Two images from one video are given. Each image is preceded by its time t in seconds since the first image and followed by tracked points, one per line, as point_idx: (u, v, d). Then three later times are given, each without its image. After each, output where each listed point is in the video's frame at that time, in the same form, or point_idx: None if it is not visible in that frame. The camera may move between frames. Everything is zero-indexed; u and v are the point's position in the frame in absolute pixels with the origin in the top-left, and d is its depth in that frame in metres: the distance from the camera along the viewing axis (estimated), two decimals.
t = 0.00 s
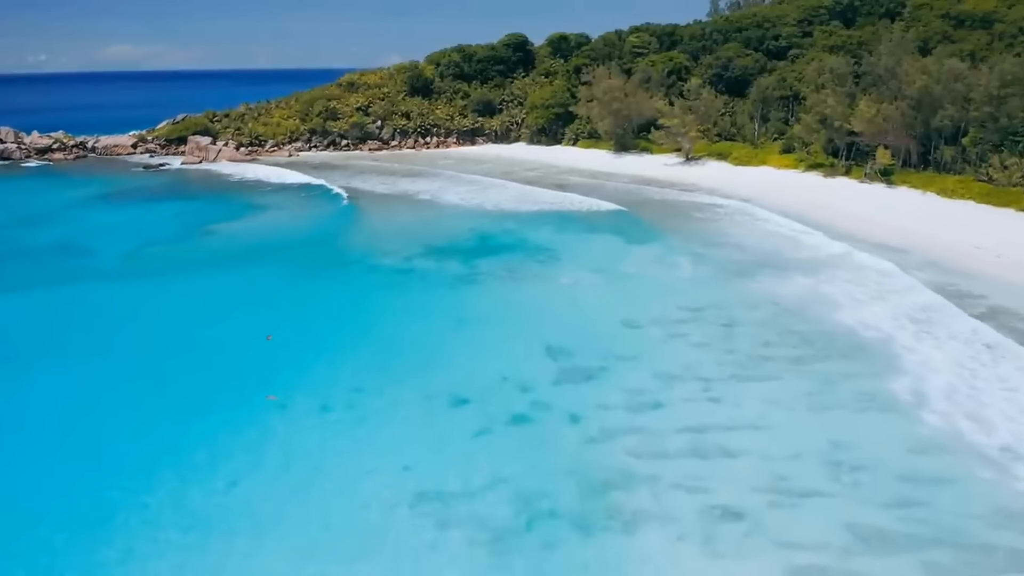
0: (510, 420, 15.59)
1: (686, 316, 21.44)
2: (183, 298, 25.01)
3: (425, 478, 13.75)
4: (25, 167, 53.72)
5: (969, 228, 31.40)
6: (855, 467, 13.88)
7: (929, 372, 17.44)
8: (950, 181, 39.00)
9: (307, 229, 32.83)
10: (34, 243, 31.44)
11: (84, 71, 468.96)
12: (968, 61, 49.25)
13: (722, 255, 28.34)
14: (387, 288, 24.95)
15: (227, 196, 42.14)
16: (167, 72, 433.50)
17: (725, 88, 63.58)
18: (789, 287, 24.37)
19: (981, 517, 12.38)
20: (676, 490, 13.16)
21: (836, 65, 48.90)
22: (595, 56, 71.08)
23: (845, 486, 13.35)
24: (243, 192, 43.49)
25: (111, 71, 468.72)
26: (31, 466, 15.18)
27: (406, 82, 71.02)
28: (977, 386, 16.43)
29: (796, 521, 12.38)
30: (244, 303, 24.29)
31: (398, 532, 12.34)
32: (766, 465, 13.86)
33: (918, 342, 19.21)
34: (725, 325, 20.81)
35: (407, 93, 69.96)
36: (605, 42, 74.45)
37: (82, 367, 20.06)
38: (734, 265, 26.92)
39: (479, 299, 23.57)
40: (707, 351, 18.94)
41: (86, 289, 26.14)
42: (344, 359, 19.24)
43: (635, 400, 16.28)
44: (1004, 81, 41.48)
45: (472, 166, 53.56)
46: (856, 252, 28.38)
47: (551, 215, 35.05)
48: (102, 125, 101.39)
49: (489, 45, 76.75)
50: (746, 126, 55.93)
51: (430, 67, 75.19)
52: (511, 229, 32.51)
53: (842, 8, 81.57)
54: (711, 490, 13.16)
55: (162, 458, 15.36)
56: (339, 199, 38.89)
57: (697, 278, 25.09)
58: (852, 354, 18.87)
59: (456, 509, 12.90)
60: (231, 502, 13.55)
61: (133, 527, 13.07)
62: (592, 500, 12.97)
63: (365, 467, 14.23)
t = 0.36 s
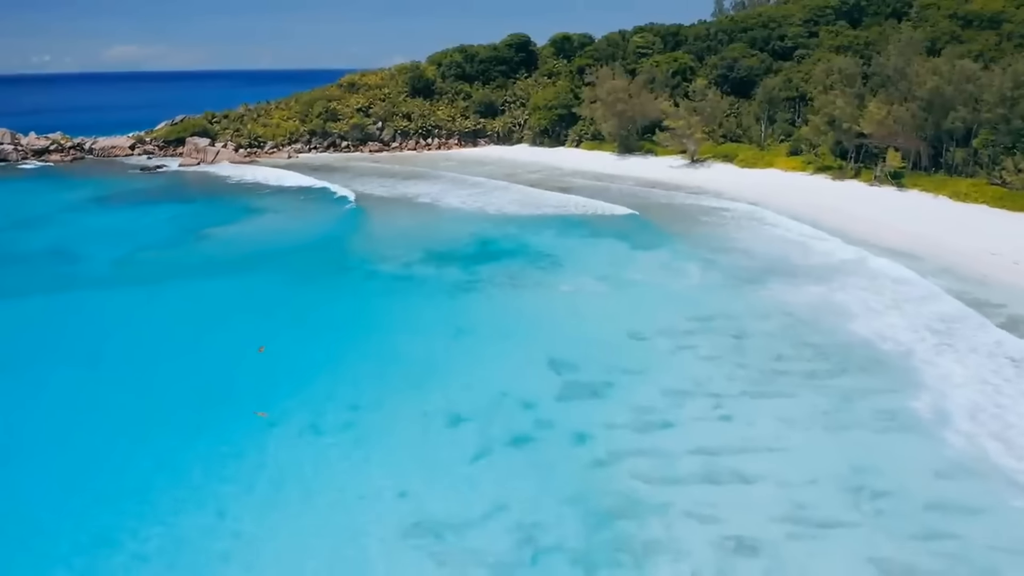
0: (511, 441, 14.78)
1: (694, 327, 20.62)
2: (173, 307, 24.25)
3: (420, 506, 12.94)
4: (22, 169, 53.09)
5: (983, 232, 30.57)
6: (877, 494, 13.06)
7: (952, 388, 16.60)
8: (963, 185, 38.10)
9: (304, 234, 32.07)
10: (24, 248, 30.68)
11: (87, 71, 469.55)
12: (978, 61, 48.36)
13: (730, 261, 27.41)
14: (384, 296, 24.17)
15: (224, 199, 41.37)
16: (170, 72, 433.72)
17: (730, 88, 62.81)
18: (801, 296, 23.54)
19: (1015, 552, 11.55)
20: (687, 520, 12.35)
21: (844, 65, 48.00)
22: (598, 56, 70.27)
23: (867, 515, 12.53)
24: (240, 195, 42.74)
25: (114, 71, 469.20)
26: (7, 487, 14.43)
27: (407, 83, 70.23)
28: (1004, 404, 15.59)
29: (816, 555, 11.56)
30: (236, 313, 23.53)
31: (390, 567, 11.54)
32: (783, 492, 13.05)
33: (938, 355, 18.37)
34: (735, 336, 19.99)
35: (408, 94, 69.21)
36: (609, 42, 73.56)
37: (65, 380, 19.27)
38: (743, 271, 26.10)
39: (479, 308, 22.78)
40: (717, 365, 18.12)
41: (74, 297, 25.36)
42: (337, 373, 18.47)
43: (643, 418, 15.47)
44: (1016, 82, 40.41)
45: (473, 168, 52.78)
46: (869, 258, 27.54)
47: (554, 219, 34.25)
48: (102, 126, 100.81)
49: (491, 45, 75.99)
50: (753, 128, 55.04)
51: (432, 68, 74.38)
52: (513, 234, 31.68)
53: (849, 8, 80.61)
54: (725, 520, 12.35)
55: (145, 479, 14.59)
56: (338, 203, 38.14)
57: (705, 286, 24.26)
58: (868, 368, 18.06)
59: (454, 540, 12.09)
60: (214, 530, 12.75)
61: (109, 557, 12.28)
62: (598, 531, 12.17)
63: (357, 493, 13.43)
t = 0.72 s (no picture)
0: (513, 462, 14.05)
1: (703, 337, 19.86)
2: (165, 314, 23.55)
3: (415, 534, 12.23)
4: (19, 170, 52.48)
5: (999, 236, 29.78)
6: (899, 521, 12.32)
7: (974, 405, 15.83)
8: (975, 188, 37.28)
9: (302, 238, 31.37)
10: (15, 251, 30.02)
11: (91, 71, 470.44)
12: (989, 61, 47.49)
13: (739, 266, 26.75)
14: (382, 304, 23.43)
15: (223, 201, 40.71)
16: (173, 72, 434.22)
17: (735, 89, 62.05)
18: (813, 303, 22.75)
19: None
20: (699, 550, 11.63)
21: (852, 65, 47.15)
22: (603, 56, 69.50)
23: (891, 545, 11.79)
24: (239, 197, 42.09)
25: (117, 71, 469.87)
26: None
27: (409, 83, 69.51)
28: None
29: None
30: (230, 321, 22.81)
31: None
32: (800, 519, 12.33)
33: (959, 368, 17.58)
34: (745, 347, 19.25)
35: (410, 95, 68.51)
36: (613, 42, 72.78)
37: (50, 391, 18.57)
38: (752, 278, 25.33)
39: (480, 317, 22.03)
40: (728, 378, 17.38)
41: (64, 303, 24.68)
42: (332, 386, 17.75)
43: (651, 437, 14.74)
44: None
45: (475, 170, 52.04)
46: (881, 264, 26.76)
47: (557, 223, 33.50)
48: (103, 126, 100.39)
49: (494, 45, 75.27)
50: (759, 129, 54.19)
51: (434, 68, 73.69)
52: (515, 239, 30.94)
53: (856, 8, 79.72)
54: (739, 549, 11.63)
55: (128, 499, 13.88)
56: (337, 206, 37.46)
57: (713, 294, 23.49)
58: (885, 383, 17.29)
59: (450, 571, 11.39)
60: (197, 558, 12.04)
61: None
62: (603, 562, 11.45)
63: (349, 518, 12.71)
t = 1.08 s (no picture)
0: (514, 487, 13.26)
1: (714, 349, 19.05)
2: (155, 324, 22.77)
3: (410, 566, 11.46)
4: (16, 171, 51.85)
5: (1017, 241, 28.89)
6: (928, 555, 11.51)
7: (1003, 425, 14.96)
8: (990, 192, 36.39)
9: (300, 242, 30.61)
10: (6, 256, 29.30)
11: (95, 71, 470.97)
12: (1002, 62, 46.64)
13: (750, 272, 25.93)
14: (379, 313, 22.63)
15: (221, 203, 39.99)
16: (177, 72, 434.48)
17: (742, 90, 61.19)
18: (827, 312, 21.87)
19: None
20: None
21: (862, 65, 46.23)
22: (607, 57, 68.70)
23: None
24: (237, 200, 41.38)
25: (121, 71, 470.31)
26: None
27: (412, 84, 68.74)
28: None
29: None
30: (222, 331, 22.03)
31: None
32: (823, 552, 11.53)
33: (984, 384, 16.70)
34: (759, 360, 18.43)
35: (412, 95, 67.74)
36: (618, 42, 71.89)
37: (31, 404, 17.80)
38: (764, 284, 24.46)
39: (482, 327, 21.20)
40: (741, 394, 16.57)
41: (51, 312, 23.93)
42: (326, 403, 16.94)
43: (662, 458, 13.96)
44: None
45: (478, 172, 51.24)
46: (897, 271, 25.88)
47: (562, 227, 32.66)
48: (105, 126, 100.03)
49: (497, 45, 74.52)
50: (767, 130, 53.27)
51: (437, 68, 72.91)
52: (518, 244, 30.13)
53: (864, 8, 78.75)
54: None
55: (107, 523, 13.11)
56: (337, 210, 36.71)
57: (724, 302, 22.64)
58: (907, 399, 16.44)
59: None
60: None
61: None
62: None
63: (340, 548, 11.93)
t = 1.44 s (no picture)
0: (517, 511, 12.55)
1: (725, 361, 18.31)
2: (147, 333, 22.10)
3: None
4: (14, 172, 51.31)
5: None
6: None
7: None
8: (1004, 195, 35.57)
9: (298, 247, 29.92)
10: None
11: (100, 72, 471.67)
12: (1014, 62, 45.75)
13: (760, 278, 25.19)
14: (377, 322, 21.91)
15: (219, 206, 39.38)
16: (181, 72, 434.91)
17: (748, 90, 60.44)
18: (841, 320, 21.13)
19: None
20: None
21: (872, 66, 45.42)
22: (612, 57, 68.00)
23: None
24: (236, 202, 40.77)
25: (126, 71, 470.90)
26: None
27: (414, 84, 68.09)
28: None
29: None
30: (217, 340, 21.33)
31: None
32: None
33: (1008, 399, 15.94)
34: (770, 373, 17.68)
35: (415, 96, 67.09)
36: (623, 42, 71.09)
37: (14, 417, 17.12)
38: (775, 291, 23.69)
39: (484, 336, 20.45)
40: (753, 409, 15.84)
41: (41, 319, 23.29)
42: (321, 418, 16.24)
43: (671, 481, 13.25)
44: None
45: (481, 173, 50.56)
46: (911, 278, 25.12)
47: (566, 231, 31.96)
48: (108, 126, 99.58)
49: (501, 45, 73.86)
50: (774, 132, 52.50)
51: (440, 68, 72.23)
52: (521, 249, 29.39)
53: (871, 7, 77.87)
54: None
55: (86, 548, 12.41)
56: (336, 213, 36.05)
57: (733, 310, 21.89)
58: (927, 415, 15.67)
59: None
60: None
61: None
62: None
63: None
